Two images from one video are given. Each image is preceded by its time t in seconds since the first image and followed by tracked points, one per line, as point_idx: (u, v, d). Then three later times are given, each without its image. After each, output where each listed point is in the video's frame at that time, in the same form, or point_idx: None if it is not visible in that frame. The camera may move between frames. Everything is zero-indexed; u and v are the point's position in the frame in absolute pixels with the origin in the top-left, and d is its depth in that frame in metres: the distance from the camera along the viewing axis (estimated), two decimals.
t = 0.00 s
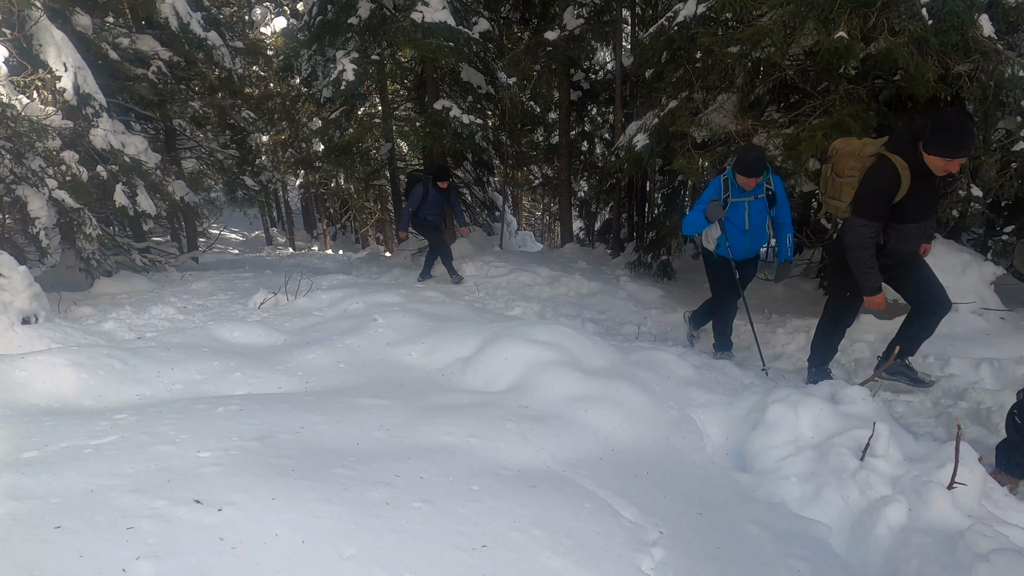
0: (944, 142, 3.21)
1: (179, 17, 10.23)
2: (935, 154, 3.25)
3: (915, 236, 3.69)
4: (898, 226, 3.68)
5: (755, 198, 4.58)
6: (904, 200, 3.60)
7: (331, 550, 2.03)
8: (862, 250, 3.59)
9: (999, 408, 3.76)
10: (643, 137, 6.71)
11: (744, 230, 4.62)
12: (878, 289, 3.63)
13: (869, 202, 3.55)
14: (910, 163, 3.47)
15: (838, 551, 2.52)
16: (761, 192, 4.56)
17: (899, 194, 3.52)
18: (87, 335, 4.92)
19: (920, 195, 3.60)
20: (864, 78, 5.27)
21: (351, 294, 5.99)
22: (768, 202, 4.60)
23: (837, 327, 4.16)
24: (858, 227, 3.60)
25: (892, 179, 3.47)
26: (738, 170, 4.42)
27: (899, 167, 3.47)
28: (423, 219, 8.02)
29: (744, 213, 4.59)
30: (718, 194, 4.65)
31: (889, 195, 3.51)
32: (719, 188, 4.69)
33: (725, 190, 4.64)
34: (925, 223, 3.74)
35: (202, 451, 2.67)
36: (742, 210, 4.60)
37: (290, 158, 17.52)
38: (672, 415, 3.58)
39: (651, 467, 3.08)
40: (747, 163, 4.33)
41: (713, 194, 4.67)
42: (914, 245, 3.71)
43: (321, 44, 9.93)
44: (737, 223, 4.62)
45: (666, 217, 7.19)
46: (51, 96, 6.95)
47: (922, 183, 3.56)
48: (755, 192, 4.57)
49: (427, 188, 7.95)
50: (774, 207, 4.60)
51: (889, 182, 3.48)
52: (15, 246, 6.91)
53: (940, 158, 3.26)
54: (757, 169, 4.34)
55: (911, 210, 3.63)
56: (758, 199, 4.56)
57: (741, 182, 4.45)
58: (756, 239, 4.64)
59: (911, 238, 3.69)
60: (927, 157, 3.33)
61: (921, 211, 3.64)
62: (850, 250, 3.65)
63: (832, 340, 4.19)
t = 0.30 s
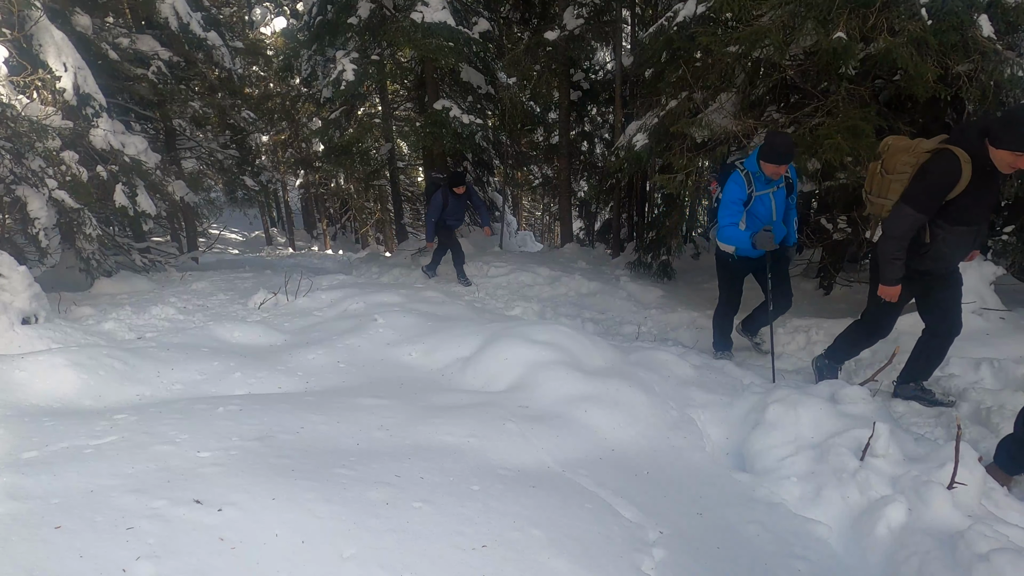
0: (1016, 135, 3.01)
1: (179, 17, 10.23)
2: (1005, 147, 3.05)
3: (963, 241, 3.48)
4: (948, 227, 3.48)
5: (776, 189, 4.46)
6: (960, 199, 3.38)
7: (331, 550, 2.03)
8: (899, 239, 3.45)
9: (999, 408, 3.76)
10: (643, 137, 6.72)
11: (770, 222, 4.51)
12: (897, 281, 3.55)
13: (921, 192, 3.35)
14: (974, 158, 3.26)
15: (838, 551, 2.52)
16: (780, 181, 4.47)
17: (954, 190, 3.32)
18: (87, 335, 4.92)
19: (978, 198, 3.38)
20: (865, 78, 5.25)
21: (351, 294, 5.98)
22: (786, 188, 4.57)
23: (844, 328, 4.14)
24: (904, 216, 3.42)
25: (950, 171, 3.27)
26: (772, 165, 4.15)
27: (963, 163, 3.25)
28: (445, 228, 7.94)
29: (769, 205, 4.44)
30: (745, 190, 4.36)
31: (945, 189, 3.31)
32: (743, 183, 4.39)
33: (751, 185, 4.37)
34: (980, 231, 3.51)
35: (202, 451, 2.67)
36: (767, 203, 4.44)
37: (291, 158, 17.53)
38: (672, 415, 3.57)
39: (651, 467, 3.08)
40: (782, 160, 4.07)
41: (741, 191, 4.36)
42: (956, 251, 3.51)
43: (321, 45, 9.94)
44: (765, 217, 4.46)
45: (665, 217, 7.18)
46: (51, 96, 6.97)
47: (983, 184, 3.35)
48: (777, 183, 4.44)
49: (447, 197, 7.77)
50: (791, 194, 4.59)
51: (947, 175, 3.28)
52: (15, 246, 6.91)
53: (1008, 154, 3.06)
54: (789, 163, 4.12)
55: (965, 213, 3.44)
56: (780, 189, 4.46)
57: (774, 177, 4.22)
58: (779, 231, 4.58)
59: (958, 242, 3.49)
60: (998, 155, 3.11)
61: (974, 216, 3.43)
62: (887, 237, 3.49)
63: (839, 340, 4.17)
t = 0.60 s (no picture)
0: None
1: (179, 17, 10.25)
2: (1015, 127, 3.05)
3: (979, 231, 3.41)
4: (964, 214, 3.44)
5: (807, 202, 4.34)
6: (980, 184, 3.36)
7: (331, 550, 2.03)
8: (910, 220, 3.48)
9: (999, 408, 3.76)
10: (643, 137, 6.72)
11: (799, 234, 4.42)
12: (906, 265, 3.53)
13: (935, 172, 3.39)
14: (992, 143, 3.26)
15: (838, 550, 2.52)
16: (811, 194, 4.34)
17: (969, 175, 3.33)
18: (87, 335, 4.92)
19: (1000, 185, 3.32)
20: (865, 78, 5.24)
21: (351, 294, 5.98)
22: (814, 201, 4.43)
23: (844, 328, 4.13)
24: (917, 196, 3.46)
25: (964, 152, 3.29)
26: (806, 177, 4.04)
27: (978, 145, 3.28)
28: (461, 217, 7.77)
29: (800, 219, 4.31)
30: (777, 204, 4.23)
31: (959, 172, 3.33)
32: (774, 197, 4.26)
33: (783, 199, 4.24)
34: (1005, 225, 3.40)
35: (202, 451, 2.67)
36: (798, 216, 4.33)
37: (291, 158, 17.54)
38: (672, 415, 3.57)
39: (652, 467, 3.08)
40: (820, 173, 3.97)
41: (773, 205, 4.23)
42: (973, 242, 3.43)
43: (321, 44, 9.94)
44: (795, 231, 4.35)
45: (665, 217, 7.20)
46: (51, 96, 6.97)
47: (1007, 173, 3.29)
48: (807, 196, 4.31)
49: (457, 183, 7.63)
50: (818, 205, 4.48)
51: (961, 157, 3.30)
52: (15, 246, 6.91)
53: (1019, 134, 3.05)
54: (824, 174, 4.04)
55: (984, 201, 3.37)
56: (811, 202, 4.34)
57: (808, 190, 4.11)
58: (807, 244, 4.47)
59: (974, 231, 3.42)
60: (1013, 137, 3.11)
61: (995, 206, 3.36)
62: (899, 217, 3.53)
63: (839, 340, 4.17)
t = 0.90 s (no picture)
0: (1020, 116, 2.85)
1: (179, 17, 10.29)
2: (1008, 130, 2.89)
3: (993, 242, 3.12)
4: (976, 227, 3.16)
5: (835, 191, 4.06)
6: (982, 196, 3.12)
7: (332, 550, 2.03)
8: (916, 236, 3.31)
9: (999, 408, 3.75)
10: (643, 137, 6.72)
11: (826, 228, 4.11)
12: (918, 283, 3.33)
13: (937, 185, 3.21)
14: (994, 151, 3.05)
15: (838, 550, 2.52)
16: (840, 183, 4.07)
17: (971, 184, 3.13)
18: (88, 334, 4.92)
19: (1011, 194, 3.04)
20: (866, 77, 5.23)
21: (351, 294, 5.98)
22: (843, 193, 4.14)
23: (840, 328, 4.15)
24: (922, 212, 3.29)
25: (963, 163, 3.12)
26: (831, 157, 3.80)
27: (973, 153, 3.11)
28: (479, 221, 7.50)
29: (828, 209, 4.04)
30: (801, 192, 3.97)
31: (960, 182, 3.14)
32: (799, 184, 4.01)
33: (808, 186, 3.98)
34: None
35: (202, 451, 2.67)
36: (825, 206, 4.05)
37: (291, 158, 17.57)
38: (672, 414, 3.58)
39: (651, 466, 3.08)
40: (847, 150, 3.75)
41: (797, 192, 3.96)
42: (991, 254, 3.14)
43: (321, 44, 9.95)
44: (822, 222, 4.06)
45: (666, 217, 7.21)
46: (52, 97, 6.97)
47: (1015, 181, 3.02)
48: (835, 185, 4.04)
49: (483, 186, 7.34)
50: (848, 199, 4.17)
51: (961, 165, 3.12)
52: (15, 246, 6.91)
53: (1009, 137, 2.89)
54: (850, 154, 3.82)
55: (995, 212, 3.11)
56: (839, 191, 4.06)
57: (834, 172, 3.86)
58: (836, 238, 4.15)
59: (987, 244, 3.14)
60: (1009, 142, 2.94)
61: (1009, 215, 3.08)
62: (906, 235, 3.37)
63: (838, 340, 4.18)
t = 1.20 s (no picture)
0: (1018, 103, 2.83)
1: (179, 17, 10.29)
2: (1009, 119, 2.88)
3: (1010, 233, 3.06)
4: (992, 220, 3.10)
5: (851, 186, 3.94)
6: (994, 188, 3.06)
7: (332, 550, 2.03)
8: (934, 237, 3.22)
9: (1000, 408, 3.75)
10: (643, 137, 6.72)
11: (840, 223, 3.98)
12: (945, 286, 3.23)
13: (946, 183, 3.16)
14: (999, 141, 3.02)
15: (838, 549, 2.52)
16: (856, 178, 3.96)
17: (980, 177, 3.08)
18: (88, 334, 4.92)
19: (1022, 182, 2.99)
20: (865, 77, 5.22)
21: (351, 294, 5.98)
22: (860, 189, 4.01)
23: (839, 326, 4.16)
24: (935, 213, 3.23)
25: (967, 158, 3.09)
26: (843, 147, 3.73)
27: (975, 146, 3.08)
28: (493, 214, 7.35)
29: (841, 203, 3.93)
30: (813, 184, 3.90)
31: (968, 176, 3.10)
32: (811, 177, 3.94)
33: (820, 179, 3.90)
34: None
35: (202, 451, 2.67)
36: (838, 200, 3.94)
37: (291, 158, 17.57)
38: (673, 414, 3.58)
39: (651, 466, 3.08)
40: (860, 139, 3.68)
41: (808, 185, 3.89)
42: (1014, 244, 3.06)
43: (321, 44, 9.95)
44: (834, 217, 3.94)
45: (666, 217, 7.21)
46: (51, 96, 6.96)
47: None
48: (850, 180, 3.93)
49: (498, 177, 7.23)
50: (864, 196, 4.04)
51: (966, 160, 3.09)
52: (15, 246, 6.91)
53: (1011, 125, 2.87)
54: (865, 145, 3.72)
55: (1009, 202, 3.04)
56: (855, 187, 3.94)
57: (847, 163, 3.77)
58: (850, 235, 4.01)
59: (1005, 235, 3.07)
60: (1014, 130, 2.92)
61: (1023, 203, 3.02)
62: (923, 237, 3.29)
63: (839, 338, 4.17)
